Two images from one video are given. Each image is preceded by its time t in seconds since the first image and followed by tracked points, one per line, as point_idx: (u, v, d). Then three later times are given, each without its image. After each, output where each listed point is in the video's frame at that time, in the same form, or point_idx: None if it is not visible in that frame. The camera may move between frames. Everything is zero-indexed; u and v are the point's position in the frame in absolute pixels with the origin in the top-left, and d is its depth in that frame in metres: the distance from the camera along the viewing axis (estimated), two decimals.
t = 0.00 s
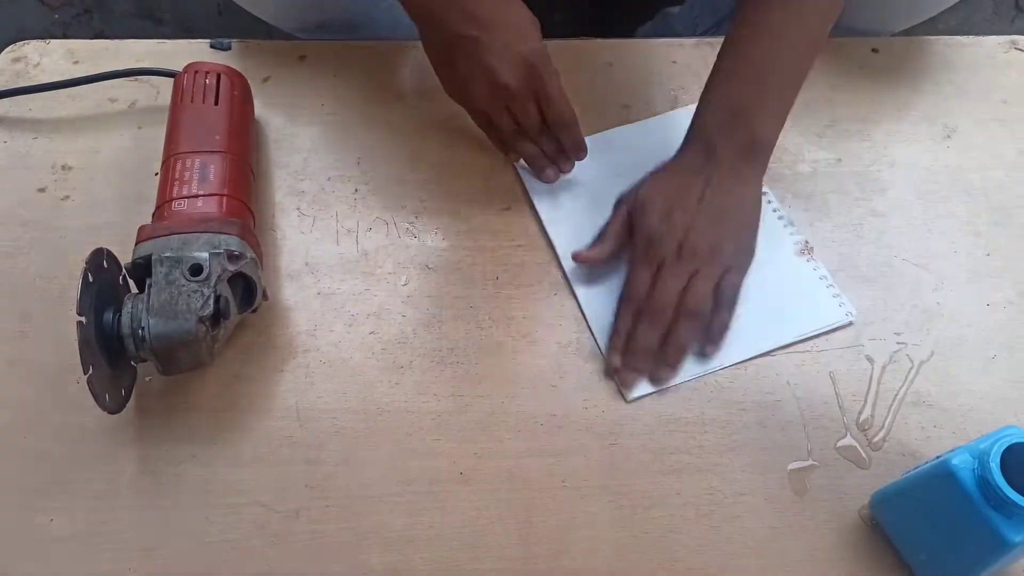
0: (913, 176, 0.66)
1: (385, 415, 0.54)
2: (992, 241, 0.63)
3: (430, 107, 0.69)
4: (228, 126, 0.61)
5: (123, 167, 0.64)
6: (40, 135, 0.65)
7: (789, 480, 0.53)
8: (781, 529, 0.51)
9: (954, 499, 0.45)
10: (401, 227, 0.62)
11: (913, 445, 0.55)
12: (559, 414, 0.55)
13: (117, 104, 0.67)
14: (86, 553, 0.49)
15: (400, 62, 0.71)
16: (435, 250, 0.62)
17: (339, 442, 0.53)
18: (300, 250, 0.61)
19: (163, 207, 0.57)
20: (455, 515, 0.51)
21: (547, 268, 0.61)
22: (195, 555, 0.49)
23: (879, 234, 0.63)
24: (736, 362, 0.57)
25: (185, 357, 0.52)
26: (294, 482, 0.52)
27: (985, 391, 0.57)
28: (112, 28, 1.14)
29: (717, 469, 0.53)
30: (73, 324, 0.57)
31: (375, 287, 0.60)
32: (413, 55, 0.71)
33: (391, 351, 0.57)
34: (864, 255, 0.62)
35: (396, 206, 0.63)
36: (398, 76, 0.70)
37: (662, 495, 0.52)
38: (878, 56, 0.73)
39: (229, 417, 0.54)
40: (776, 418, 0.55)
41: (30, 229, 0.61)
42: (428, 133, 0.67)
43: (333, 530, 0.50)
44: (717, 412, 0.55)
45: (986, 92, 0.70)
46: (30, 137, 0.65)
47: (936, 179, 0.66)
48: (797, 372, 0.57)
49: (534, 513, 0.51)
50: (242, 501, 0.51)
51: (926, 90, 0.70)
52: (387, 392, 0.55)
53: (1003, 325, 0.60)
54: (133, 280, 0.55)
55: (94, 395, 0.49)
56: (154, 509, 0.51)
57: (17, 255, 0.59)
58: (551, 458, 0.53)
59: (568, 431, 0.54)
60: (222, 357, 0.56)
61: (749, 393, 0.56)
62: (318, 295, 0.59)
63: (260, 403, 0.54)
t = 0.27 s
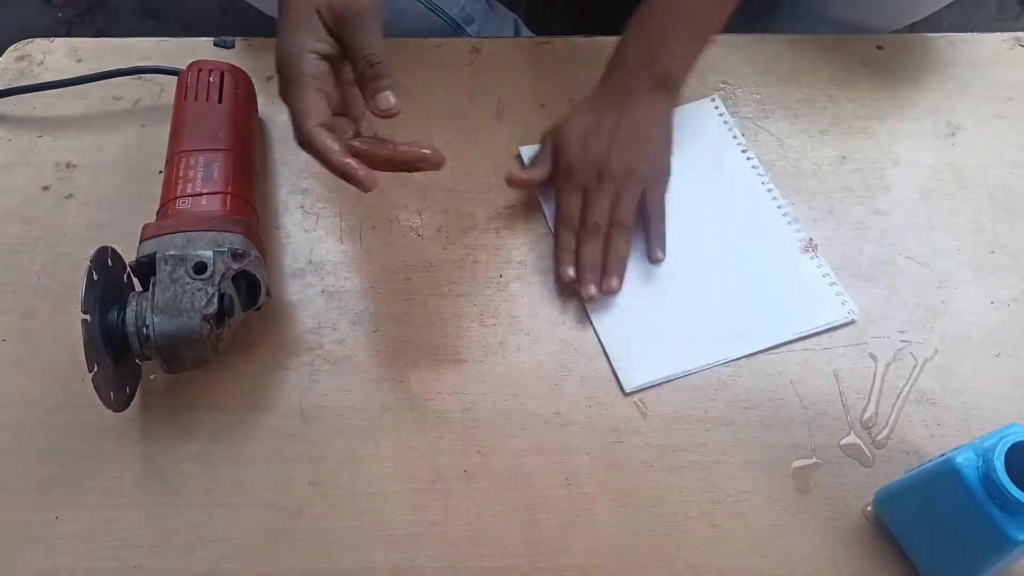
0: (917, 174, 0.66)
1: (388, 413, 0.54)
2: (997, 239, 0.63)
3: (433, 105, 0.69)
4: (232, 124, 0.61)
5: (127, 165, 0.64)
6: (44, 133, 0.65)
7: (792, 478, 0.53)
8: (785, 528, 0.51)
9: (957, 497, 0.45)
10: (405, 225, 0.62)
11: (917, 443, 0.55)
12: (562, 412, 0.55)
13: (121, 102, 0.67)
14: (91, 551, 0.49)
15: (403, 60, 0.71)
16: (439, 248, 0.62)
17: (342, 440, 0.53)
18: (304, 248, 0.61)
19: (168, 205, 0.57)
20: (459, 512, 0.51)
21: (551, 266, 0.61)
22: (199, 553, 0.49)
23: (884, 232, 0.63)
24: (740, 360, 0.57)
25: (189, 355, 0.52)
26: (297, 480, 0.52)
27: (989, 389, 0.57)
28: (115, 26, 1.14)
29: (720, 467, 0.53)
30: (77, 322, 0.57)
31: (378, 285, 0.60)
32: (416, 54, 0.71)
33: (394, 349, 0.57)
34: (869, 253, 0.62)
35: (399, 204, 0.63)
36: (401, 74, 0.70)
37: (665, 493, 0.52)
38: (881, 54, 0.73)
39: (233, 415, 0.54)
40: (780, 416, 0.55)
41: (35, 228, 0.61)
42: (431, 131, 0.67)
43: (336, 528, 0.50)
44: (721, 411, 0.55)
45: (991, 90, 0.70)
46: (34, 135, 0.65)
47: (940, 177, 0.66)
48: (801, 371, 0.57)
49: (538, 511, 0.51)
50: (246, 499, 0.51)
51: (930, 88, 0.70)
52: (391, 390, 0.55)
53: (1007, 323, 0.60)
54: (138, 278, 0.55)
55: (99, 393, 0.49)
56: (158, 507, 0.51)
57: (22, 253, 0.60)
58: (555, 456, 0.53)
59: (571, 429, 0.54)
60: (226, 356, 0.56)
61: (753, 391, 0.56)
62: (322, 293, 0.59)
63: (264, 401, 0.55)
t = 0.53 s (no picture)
0: (920, 174, 0.66)
1: (390, 413, 0.54)
2: (999, 239, 0.63)
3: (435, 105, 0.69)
4: (234, 124, 0.61)
5: (130, 165, 0.64)
6: (48, 134, 0.65)
7: (794, 478, 0.53)
8: (787, 527, 0.51)
9: (960, 497, 0.45)
10: (407, 224, 0.63)
11: (919, 443, 0.55)
12: (564, 412, 0.55)
13: (124, 103, 0.67)
14: (94, 550, 0.49)
15: (405, 60, 0.71)
16: (441, 248, 0.62)
17: (344, 439, 0.53)
18: (306, 247, 0.61)
19: (170, 205, 0.57)
20: (460, 511, 0.51)
21: (553, 266, 0.61)
22: (201, 552, 0.50)
23: (886, 232, 0.63)
24: (742, 360, 0.57)
25: (192, 355, 0.52)
26: (300, 480, 0.52)
27: (992, 389, 0.57)
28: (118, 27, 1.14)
29: (722, 467, 0.53)
30: (80, 322, 0.57)
31: (380, 285, 0.60)
32: (417, 54, 0.71)
33: (396, 349, 0.57)
34: (871, 252, 0.62)
35: (401, 205, 0.63)
36: (404, 73, 0.70)
37: (668, 492, 0.52)
38: (883, 53, 0.72)
39: (236, 415, 0.54)
40: (782, 416, 0.55)
41: (38, 228, 0.61)
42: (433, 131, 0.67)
43: (338, 528, 0.51)
44: (723, 410, 0.55)
45: (994, 89, 0.70)
46: (38, 136, 0.65)
47: (942, 176, 0.66)
48: (803, 370, 0.57)
49: (539, 511, 0.51)
50: (249, 499, 0.51)
51: (932, 87, 0.70)
52: (393, 389, 0.55)
53: (1009, 323, 0.59)
54: (141, 278, 0.55)
55: (102, 393, 0.49)
56: (161, 506, 0.51)
57: (25, 254, 0.60)
58: (556, 455, 0.53)
59: (573, 428, 0.54)
60: (228, 355, 0.56)
61: (755, 390, 0.56)
62: (325, 293, 0.59)
63: (266, 400, 0.55)
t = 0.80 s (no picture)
0: (920, 173, 0.66)
1: (391, 412, 0.54)
2: (1000, 239, 0.63)
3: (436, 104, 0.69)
4: (234, 123, 0.61)
5: (130, 163, 0.64)
6: (47, 132, 0.65)
7: (795, 478, 0.53)
8: (787, 527, 0.51)
9: (960, 497, 0.45)
10: (407, 223, 0.62)
11: (920, 443, 0.55)
12: (564, 411, 0.55)
13: (123, 101, 0.67)
14: (93, 550, 0.49)
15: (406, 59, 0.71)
16: (441, 247, 0.62)
17: (344, 438, 0.53)
18: (306, 246, 0.61)
19: (170, 203, 0.57)
20: (461, 510, 0.51)
21: (554, 266, 0.61)
22: (201, 551, 0.49)
23: (887, 231, 0.63)
24: (742, 359, 0.57)
25: (191, 354, 0.52)
26: (300, 479, 0.52)
27: (992, 390, 0.57)
28: (118, 25, 1.14)
29: (723, 467, 0.53)
30: (80, 321, 0.57)
31: (380, 285, 0.60)
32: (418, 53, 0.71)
33: (396, 348, 0.57)
34: (872, 252, 0.62)
35: (401, 204, 0.63)
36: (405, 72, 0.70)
37: (668, 492, 0.52)
38: (885, 52, 0.72)
39: (236, 414, 0.54)
40: (782, 416, 0.55)
41: (37, 227, 0.61)
42: (433, 130, 0.67)
43: (339, 527, 0.50)
44: (723, 410, 0.55)
45: (994, 89, 0.70)
46: (37, 134, 0.65)
47: (943, 176, 0.66)
48: (803, 370, 0.57)
49: (539, 511, 0.51)
50: (249, 498, 0.51)
51: (933, 87, 0.70)
52: (393, 389, 0.55)
53: (1010, 323, 0.59)
54: (140, 277, 0.55)
55: (101, 392, 0.49)
56: (160, 505, 0.51)
57: (25, 252, 0.60)
58: (557, 455, 0.53)
59: (573, 427, 0.54)
60: (227, 354, 0.56)
61: (756, 390, 0.56)
62: (324, 292, 0.59)
63: (266, 400, 0.55)
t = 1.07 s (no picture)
0: (918, 175, 0.66)
1: (389, 413, 0.54)
2: (997, 240, 0.63)
3: (435, 106, 0.69)
4: (233, 124, 0.61)
5: (128, 165, 0.64)
6: (45, 134, 0.65)
7: (792, 479, 0.53)
8: (785, 528, 0.51)
9: (959, 497, 0.45)
10: (406, 225, 0.62)
11: (918, 444, 0.55)
12: (563, 412, 0.55)
13: (122, 103, 0.67)
14: (91, 551, 0.49)
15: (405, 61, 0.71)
16: (440, 248, 0.62)
17: (343, 440, 0.53)
18: (305, 248, 0.61)
19: (168, 205, 0.57)
20: (459, 512, 0.51)
21: (553, 267, 0.61)
22: (200, 553, 0.49)
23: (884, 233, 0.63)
24: (740, 361, 0.57)
25: (190, 356, 0.52)
26: (299, 480, 0.52)
27: (990, 390, 0.57)
28: (116, 27, 1.14)
29: (721, 467, 0.53)
30: (78, 323, 0.57)
31: (378, 287, 0.60)
32: (417, 55, 0.72)
33: (395, 350, 0.57)
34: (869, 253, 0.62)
35: (400, 205, 0.63)
36: (403, 74, 0.70)
37: (667, 493, 0.52)
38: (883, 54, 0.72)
39: (234, 415, 0.54)
40: (780, 417, 0.55)
41: (36, 228, 0.61)
42: (432, 132, 0.67)
43: (337, 529, 0.50)
44: (721, 411, 0.55)
45: (992, 91, 0.70)
46: (35, 136, 0.65)
47: (941, 177, 0.66)
48: (802, 371, 0.57)
49: (538, 512, 0.51)
50: (248, 499, 0.51)
51: (931, 88, 0.70)
52: (392, 390, 0.55)
53: (1008, 323, 0.60)
54: (138, 278, 0.55)
55: (99, 394, 0.49)
56: (159, 507, 0.51)
57: (23, 254, 0.60)
58: (556, 456, 0.53)
59: (572, 429, 0.54)
60: (226, 356, 0.56)
61: (753, 391, 0.56)
62: (323, 294, 0.59)
63: (265, 401, 0.55)
